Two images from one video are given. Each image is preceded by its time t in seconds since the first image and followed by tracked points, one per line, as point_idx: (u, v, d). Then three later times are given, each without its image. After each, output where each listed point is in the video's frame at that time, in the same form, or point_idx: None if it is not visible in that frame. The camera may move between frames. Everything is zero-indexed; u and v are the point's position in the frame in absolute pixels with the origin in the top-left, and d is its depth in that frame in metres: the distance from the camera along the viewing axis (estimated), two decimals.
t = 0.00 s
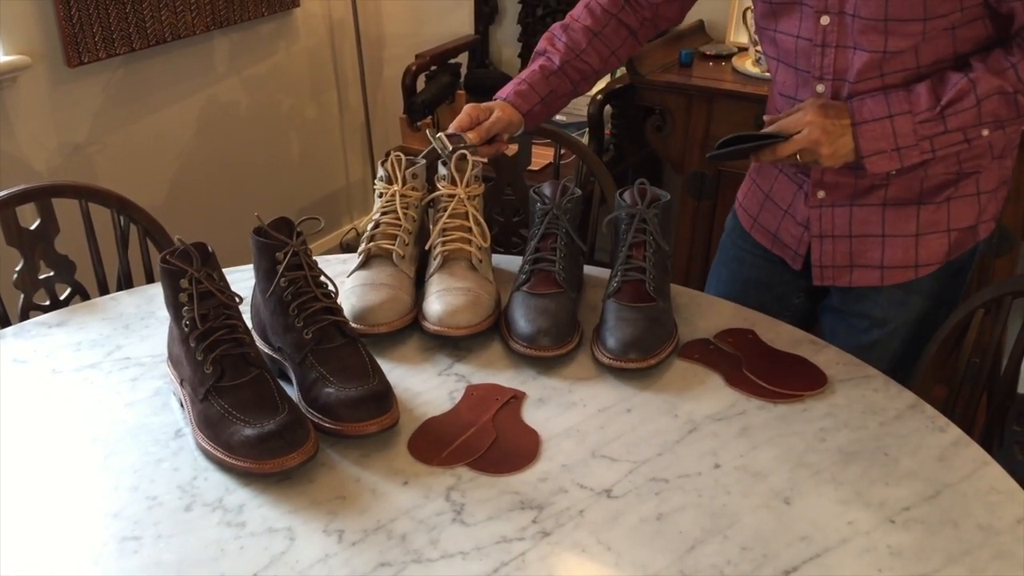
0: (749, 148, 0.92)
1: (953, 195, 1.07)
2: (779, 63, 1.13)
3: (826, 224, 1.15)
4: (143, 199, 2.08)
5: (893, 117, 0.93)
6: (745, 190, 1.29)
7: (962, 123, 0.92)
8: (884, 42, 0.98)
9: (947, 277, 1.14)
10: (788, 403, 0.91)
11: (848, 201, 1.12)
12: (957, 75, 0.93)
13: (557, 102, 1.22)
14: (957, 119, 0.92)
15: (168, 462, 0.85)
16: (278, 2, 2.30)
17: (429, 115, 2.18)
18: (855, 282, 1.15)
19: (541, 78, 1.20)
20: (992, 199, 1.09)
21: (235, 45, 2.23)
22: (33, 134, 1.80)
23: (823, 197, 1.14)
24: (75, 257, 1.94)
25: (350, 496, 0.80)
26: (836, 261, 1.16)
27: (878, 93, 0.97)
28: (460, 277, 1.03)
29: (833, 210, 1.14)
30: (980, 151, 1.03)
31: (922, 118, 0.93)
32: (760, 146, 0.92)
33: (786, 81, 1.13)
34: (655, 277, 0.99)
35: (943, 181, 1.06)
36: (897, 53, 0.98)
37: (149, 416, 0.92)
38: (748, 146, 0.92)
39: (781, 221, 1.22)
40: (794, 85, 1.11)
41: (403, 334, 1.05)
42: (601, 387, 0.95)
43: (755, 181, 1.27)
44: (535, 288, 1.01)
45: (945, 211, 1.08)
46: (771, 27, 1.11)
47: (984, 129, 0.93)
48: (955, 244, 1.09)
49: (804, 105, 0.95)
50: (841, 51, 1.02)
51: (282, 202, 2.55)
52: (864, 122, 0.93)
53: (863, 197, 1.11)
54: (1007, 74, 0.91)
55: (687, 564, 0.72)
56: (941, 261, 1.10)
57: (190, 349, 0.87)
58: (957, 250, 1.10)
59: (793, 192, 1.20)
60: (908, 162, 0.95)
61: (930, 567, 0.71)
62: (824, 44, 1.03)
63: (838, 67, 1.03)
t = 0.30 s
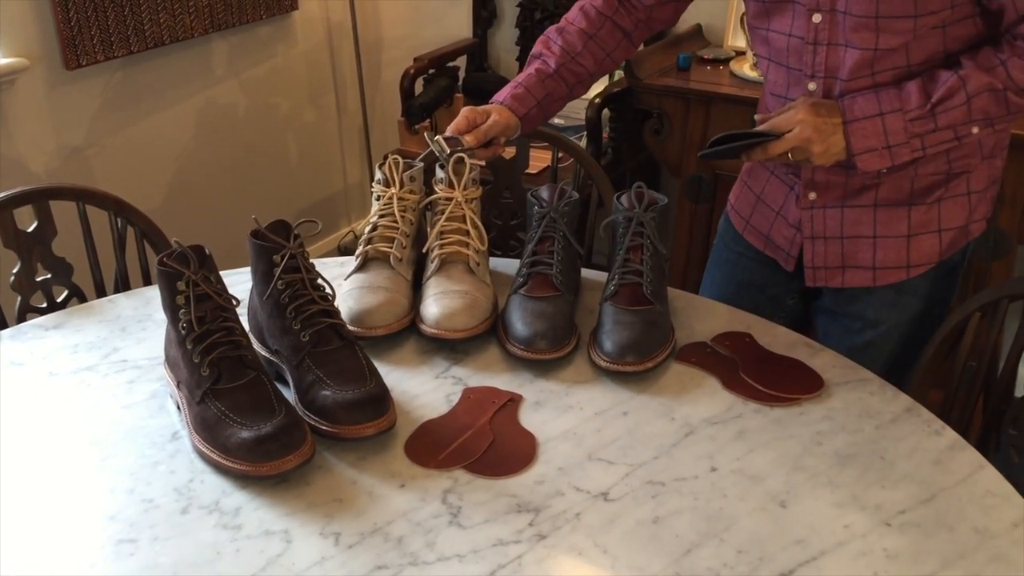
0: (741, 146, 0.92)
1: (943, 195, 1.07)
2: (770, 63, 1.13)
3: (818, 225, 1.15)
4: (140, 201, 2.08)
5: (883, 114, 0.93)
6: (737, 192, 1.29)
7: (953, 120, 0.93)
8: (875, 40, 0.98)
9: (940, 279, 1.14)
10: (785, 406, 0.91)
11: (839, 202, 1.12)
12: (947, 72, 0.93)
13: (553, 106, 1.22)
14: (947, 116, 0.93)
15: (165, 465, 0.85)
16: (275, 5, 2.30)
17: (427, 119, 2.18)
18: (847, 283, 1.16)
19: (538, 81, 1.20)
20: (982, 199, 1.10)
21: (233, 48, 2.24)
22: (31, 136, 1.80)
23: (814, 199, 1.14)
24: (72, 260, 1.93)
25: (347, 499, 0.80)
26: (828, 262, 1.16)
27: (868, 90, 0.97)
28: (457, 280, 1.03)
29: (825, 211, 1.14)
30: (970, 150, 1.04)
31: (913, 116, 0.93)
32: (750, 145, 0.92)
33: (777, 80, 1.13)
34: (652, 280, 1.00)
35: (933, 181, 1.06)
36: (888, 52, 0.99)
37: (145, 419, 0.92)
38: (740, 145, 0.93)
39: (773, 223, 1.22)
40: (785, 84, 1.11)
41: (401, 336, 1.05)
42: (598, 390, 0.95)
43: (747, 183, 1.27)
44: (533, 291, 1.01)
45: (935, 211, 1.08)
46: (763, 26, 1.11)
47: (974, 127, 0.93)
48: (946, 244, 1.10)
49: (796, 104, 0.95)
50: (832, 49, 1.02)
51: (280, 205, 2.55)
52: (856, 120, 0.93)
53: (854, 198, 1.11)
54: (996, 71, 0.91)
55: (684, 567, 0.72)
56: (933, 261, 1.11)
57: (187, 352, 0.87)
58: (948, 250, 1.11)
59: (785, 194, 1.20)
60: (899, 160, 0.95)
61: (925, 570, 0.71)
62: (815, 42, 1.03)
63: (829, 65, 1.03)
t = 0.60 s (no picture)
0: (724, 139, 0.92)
1: (924, 192, 1.08)
2: (749, 61, 1.13)
3: (801, 226, 1.15)
4: (139, 202, 2.08)
5: (862, 105, 0.94)
6: (718, 193, 1.30)
7: (932, 111, 0.93)
8: (851, 31, 0.99)
9: (924, 276, 1.15)
10: (783, 409, 0.91)
11: (820, 202, 1.13)
12: (924, 63, 0.94)
13: (544, 111, 1.22)
14: (926, 107, 0.93)
15: (163, 465, 0.85)
16: (276, 6, 2.30)
17: (426, 120, 2.18)
18: (832, 283, 1.16)
19: (531, 87, 1.20)
20: (963, 194, 1.10)
21: (232, 49, 2.24)
22: (30, 137, 1.80)
23: (796, 200, 1.15)
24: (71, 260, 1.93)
25: (346, 500, 0.80)
26: (811, 262, 1.16)
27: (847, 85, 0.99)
28: (456, 282, 1.03)
29: (807, 211, 1.14)
30: (949, 144, 1.04)
31: (892, 107, 0.94)
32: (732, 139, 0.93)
33: (756, 78, 1.13)
34: (651, 282, 1.00)
35: (913, 178, 1.07)
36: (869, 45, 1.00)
37: (144, 420, 0.92)
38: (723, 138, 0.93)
39: (756, 224, 1.23)
40: (764, 81, 1.11)
41: (399, 338, 1.05)
42: (596, 392, 0.95)
43: (729, 185, 1.27)
44: (532, 293, 1.01)
45: (917, 208, 1.09)
46: (741, 24, 1.12)
47: (953, 117, 0.94)
48: (928, 240, 1.10)
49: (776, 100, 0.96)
50: (810, 43, 1.03)
51: (279, 206, 2.55)
52: (835, 111, 0.94)
53: (836, 197, 1.11)
54: (973, 58, 0.91)
55: (682, 569, 0.72)
56: (916, 258, 1.11)
57: (185, 353, 0.87)
58: (931, 247, 1.11)
59: (766, 195, 1.20)
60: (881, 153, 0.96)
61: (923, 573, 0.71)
62: (793, 36, 1.04)
63: (807, 58, 1.04)
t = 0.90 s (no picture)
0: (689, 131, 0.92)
1: (894, 185, 1.08)
2: (715, 61, 1.14)
3: (773, 225, 1.15)
4: (137, 201, 2.08)
5: (824, 95, 0.93)
6: (691, 193, 1.30)
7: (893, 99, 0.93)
8: (811, 23, 1.00)
9: (896, 271, 1.14)
10: (783, 411, 0.91)
11: (792, 200, 1.13)
12: (884, 52, 0.94)
13: (536, 110, 1.22)
14: (887, 94, 0.93)
15: (162, 465, 0.85)
16: (276, 6, 2.30)
17: (425, 121, 2.18)
18: (807, 281, 1.16)
19: (524, 86, 1.20)
20: (935, 187, 1.09)
21: (232, 49, 2.24)
22: (29, 136, 1.80)
23: (767, 199, 1.14)
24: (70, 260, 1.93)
25: (345, 500, 0.80)
26: (786, 260, 1.16)
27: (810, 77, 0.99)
28: (455, 283, 1.03)
29: (779, 210, 1.14)
30: (915, 135, 1.05)
31: (854, 95, 0.94)
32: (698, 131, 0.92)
33: (723, 77, 1.13)
34: (651, 283, 1.00)
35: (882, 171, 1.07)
36: (833, 36, 1.00)
37: (143, 420, 0.92)
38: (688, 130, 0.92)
39: (730, 223, 1.23)
40: (731, 80, 1.12)
41: (399, 339, 1.05)
42: (596, 394, 0.95)
43: (702, 187, 1.27)
44: (533, 294, 1.01)
45: (888, 202, 1.08)
46: (708, 24, 1.12)
47: (915, 104, 0.94)
48: (902, 234, 1.10)
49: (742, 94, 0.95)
50: (772, 39, 1.04)
51: (278, 206, 2.55)
52: (799, 102, 0.94)
53: (808, 195, 1.11)
54: (931, 45, 0.92)
55: (681, 571, 0.72)
56: (889, 251, 1.11)
57: (184, 352, 0.87)
58: (905, 241, 1.10)
59: (739, 194, 1.20)
60: (845, 142, 0.95)
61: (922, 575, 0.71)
62: (756, 33, 1.04)
63: (771, 54, 1.05)
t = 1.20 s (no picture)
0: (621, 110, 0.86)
1: (859, 178, 1.08)
2: (679, 52, 1.14)
3: (739, 220, 1.14)
4: (135, 202, 2.08)
5: (744, 77, 0.88)
6: (660, 188, 1.28)
7: (813, 85, 0.88)
8: (769, 13, 1.00)
9: (862, 264, 1.15)
10: (782, 413, 0.91)
11: (758, 195, 1.12)
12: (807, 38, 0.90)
13: (534, 108, 1.22)
14: (808, 78, 0.88)
15: (160, 466, 0.85)
16: (275, 7, 2.30)
17: (425, 122, 2.18)
18: (775, 274, 1.15)
19: (519, 83, 1.20)
20: (899, 180, 1.10)
21: (231, 50, 2.24)
22: (28, 137, 1.80)
23: (732, 194, 1.13)
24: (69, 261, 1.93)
25: (343, 502, 0.80)
26: (753, 255, 1.15)
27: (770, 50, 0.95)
28: (455, 284, 1.03)
29: (745, 205, 1.13)
30: (877, 128, 1.06)
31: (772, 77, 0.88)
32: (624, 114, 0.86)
33: (688, 67, 1.14)
34: (649, 285, 1.00)
35: (844, 164, 1.07)
36: (805, 33, 1.01)
37: (142, 420, 0.92)
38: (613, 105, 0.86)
39: (698, 218, 1.22)
40: (695, 70, 1.12)
41: (398, 340, 1.04)
42: (595, 395, 0.95)
43: (666, 182, 1.26)
44: (532, 295, 1.01)
45: (853, 195, 1.08)
46: (674, 16, 1.12)
47: (835, 97, 0.90)
48: (867, 227, 1.10)
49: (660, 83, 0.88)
50: (734, 29, 1.04)
51: (277, 207, 2.55)
52: (721, 84, 0.88)
53: (773, 190, 1.11)
54: (858, 38, 0.87)
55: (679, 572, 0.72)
56: (855, 244, 1.11)
57: (183, 353, 0.87)
58: (869, 234, 1.11)
59: (706, 189, 1.19)
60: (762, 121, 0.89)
61: None
62: (719, 23, 1.05)
63: (733, 45, 1.05)
